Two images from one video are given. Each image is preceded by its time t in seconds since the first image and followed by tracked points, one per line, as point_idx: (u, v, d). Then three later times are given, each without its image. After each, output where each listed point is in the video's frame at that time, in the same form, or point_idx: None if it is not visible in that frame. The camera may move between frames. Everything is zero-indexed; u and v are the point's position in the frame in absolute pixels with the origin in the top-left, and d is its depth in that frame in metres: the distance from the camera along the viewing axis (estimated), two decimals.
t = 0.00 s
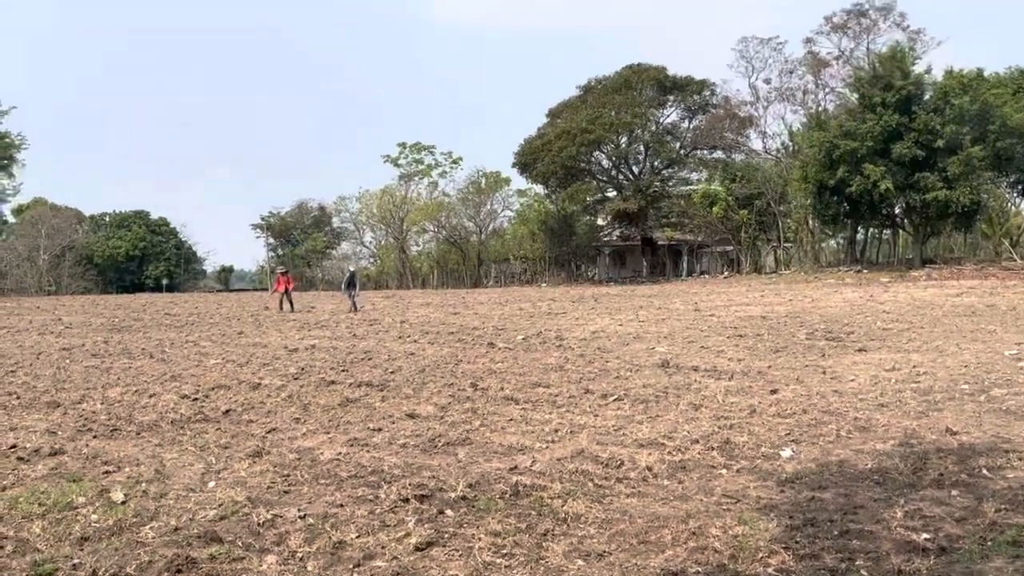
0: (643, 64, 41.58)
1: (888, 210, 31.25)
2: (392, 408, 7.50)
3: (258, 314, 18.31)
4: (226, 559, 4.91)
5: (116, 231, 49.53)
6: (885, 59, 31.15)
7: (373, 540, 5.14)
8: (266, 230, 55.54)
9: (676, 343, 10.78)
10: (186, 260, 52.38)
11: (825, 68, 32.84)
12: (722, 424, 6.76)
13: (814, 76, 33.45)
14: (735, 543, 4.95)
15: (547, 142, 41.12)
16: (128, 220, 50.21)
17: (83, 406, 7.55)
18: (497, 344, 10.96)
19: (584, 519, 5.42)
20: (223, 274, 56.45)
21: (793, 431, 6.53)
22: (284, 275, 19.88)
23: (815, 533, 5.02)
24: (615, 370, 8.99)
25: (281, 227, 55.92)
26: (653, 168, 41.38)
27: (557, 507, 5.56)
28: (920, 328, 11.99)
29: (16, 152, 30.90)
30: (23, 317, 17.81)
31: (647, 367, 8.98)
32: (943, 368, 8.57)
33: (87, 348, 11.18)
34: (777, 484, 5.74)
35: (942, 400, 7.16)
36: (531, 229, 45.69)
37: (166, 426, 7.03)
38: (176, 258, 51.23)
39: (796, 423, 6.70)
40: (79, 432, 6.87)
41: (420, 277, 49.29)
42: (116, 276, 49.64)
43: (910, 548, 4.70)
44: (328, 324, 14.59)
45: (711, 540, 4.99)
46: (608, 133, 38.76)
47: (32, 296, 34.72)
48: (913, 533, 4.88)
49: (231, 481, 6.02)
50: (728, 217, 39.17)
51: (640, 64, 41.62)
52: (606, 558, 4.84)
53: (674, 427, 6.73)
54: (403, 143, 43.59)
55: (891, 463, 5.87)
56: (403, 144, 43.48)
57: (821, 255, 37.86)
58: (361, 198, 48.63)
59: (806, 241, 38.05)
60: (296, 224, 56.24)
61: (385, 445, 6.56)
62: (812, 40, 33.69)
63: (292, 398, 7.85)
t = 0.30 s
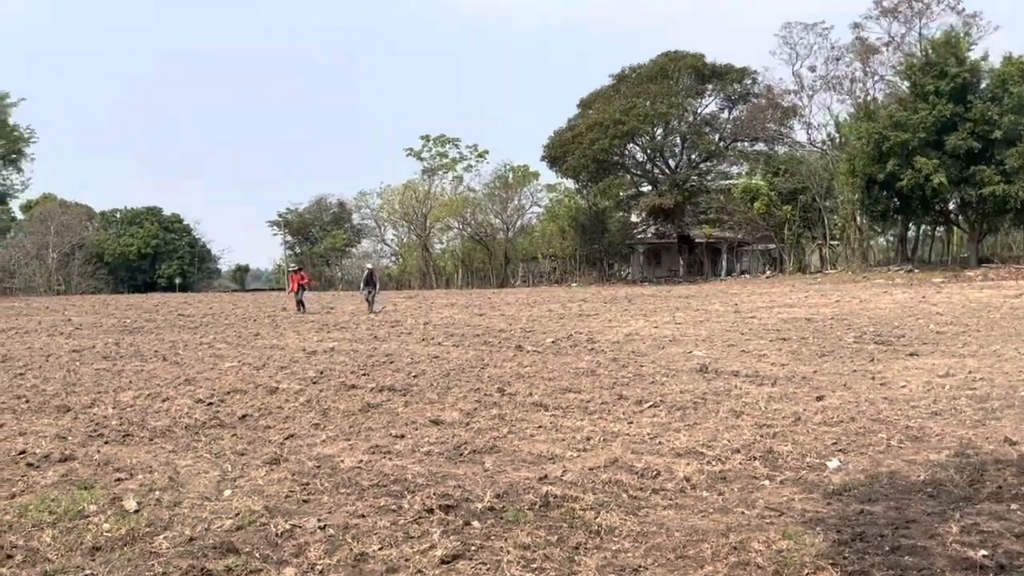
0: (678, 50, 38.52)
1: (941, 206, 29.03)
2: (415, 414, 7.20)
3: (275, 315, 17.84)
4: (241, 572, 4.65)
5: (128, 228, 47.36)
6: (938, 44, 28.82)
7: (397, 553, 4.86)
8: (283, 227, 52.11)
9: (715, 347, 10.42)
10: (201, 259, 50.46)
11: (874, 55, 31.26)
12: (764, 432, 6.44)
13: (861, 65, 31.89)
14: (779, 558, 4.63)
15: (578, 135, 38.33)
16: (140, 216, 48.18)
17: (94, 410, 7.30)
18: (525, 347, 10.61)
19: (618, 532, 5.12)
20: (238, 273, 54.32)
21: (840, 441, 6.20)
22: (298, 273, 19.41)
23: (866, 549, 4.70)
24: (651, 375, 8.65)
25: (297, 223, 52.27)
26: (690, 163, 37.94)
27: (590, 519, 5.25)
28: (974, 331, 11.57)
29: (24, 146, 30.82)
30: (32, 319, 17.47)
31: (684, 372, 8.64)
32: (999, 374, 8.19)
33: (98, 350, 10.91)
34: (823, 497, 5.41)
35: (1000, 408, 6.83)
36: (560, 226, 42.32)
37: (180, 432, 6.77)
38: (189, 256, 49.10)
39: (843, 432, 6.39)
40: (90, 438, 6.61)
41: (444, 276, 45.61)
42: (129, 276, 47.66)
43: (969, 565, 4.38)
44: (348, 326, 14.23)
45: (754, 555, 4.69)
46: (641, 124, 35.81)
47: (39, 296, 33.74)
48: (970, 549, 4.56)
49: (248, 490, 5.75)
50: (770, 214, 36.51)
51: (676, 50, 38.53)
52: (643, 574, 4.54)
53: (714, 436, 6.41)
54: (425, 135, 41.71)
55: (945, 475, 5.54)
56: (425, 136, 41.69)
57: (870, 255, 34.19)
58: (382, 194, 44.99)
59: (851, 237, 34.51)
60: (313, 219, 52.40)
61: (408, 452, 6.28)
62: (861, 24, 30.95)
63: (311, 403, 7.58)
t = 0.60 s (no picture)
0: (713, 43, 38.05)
1: (986, 202, 28.52)
2: (443, 417, 7.09)
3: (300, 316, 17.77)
4: None
5: (151, 227, 47.47)
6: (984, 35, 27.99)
7: (425, 559, 4.74)
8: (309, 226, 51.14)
9: (752, 349, 10.24)
10: (225, 258, 50.29)
11: (917, 47, 30.80)
12: (803, 437, 6.27)
13: (902, 57, 31.47)
14: (819, 568, 4.48)
15: (609, 130, 37.63)
16: (163, 215, 48.15)
17: (117, 412, 7.24)
18: (555, 349, 10.47)
19: (651, 539, 4.97)
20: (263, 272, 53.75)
21: (882, 446, 6.04)
22: (319, 274, 19.33)
23: (908, 558, 4.53)
24: (685, 377, 8.47)
25: (324, 223, 51.13)
26: (725, 158, 37.46)
27: (623, 526, 5.10)
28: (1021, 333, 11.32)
29: (46, 143, 31.00)
30: (56, 319, 17.64)
31: (720, 375, 8.47)
32: None
33: (120, 351, 10.90)
34: (863, 503, 5.24)
35: None
36: (591, 225, 40.78)
37: (204, 434, 6.69)
38: (212, 256, 49.07)
39: (884, 437, 6.22)
40: (114, 440, 6.54)
41: (471, 277, 44.39)
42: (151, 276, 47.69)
43: None
44: (374, 327, 14.18)
45: (793, 563, 4.53)
46: (675, 119, 35.26)
47: (61, 296, 33.60)
48: (1019, 560, 4.38)
49: (274, 493, 5.65)
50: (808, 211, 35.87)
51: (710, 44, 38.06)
52: None
53: (751, 440, 6.25)
54: (451, 132, 41.04)
55: (991, 482, 5.36)
56: (452, 133, 40.98)
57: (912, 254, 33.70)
58: (408, 192, 44.35)
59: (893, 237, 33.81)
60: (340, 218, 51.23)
61: (436, 456, 6.16)
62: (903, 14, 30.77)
63: (337, 405, 7.47)
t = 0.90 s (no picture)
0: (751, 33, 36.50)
1: None
2: (471, 420, 6.92)
3: (325, 317, 17.54)
4: None
5: (171, 225, 45.41)
6: None
7: (454, 567, 4.58)
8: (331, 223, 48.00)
9: (791, 351, 10.00)
10: (247, 258, 48.00)
11: (965, 35, 30.23)
12: (846, 442, 6.08)
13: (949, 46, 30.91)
14: None
15: (642, 124, 35.68)
16: (183, 212, 46.27)
17: (138, 414, 7.11)
18: (587, 351, 10.27)
19: (689, 547, 4.78)
20: (286, 271, 51.35)
21: (930, 452, 5.83)
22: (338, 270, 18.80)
23: (959, 568, 4.33)
24: (723, 380, 8.27)
25: (348, 221, 47.99)
26: (764, 152, 35.46)
27: (659, 534, 4.91)
28: None
29: (65, 140, 30.89)
30: (75, 319, 17.50)
31: (759, 378, 8.26)
32: None
33: (141, 352, 10.80)
34: (909, 510, 5.04)
35: None
36: (624, 222, 39.94)
37: (227, 437, 6.55)
38: (235, 254, 46.85)
39: (933, 442, 6.01)
40: (135, 443, 6.42)
41: (500, 275, 43.97)
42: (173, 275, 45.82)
43: None
44: (400, 327, 13.99)
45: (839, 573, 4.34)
46: (710, 111, 33.48)
47: (80, 296, 33.34)
48: None
49: (298, 498, 5.51)
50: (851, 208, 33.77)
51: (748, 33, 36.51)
52: None
53: (791, 446, 6.06)
54: (480, 127, 40.09)
55: None
56: (481, 127, 40.06)
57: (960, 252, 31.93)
58: (435, 187, 43.19)
59: (939, 234, 32.37)
60: (364, 215, 48.15)
61: (465, 460, 6.00)
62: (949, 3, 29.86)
63: (362, 408, 7.32)
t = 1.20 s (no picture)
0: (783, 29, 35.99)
1: None
2: (500, 420, 6.91)
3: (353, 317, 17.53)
4: None
5: (199, 225, 45.56)
6: None
7: (484, 568, 4.55)
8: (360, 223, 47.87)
9: (823, 351, 9.92)
10: (275, 257, 47.83)
11: (1003, 30, 29.88)
12: (880, 444, 6.01)
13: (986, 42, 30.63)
14: None
15: (672, 121, 35.57)
16: (212, 212, 46.47)
17: (167, 414, 7.13)
18: (616, 351, 10.23)
19: (720, 549, 4.72)
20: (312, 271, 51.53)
21: (966, 454, 5.77)
22: (362, 271, 18.53)
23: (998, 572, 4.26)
24: (755, 381, 8.21)
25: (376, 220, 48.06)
26: (796, 150, 35.17)
27: (691, 536, 4.86)
28: None
29: (94, 140, 31.08)
30: (104, 319, 17.56)
31: (791, 378, 8.19)
32: None
33: (170, 352, 10.86)
34: (945, 514, 4.97)
35: None
36: (653, 220, 39.41)
37: (255, 437, 6.56)
38: (262, 254, 46.62)
39: (970, 444, 5.94)
40: (164, 443, 6.44)
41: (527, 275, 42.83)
42: (201, 276, 45.63)
43: None
44: (427, 327, 13.98)
45: None
46: (741, 109, 33.32)
47: (107, 296, 33.03)
48: None
49: (327, 498, 5.49)
50: (885, 207, 34.03)
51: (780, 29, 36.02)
52: None
53: (824, 447, 6.01)
54: (509, 124, 39.65)
55: None
56: (509, 125, 39.65)
57: (997, 251, 31.19)
58: (464, 186, 42.56)
59: (975, 232, 31.78)
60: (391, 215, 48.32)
61: (494, 461, 5.98)
62: None
63: (390, 408, 7.32)
